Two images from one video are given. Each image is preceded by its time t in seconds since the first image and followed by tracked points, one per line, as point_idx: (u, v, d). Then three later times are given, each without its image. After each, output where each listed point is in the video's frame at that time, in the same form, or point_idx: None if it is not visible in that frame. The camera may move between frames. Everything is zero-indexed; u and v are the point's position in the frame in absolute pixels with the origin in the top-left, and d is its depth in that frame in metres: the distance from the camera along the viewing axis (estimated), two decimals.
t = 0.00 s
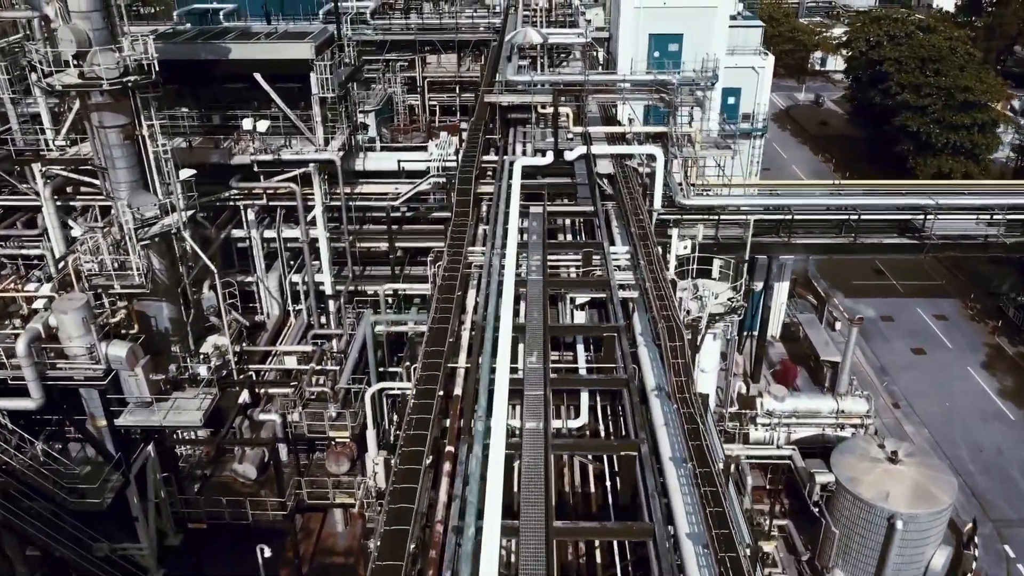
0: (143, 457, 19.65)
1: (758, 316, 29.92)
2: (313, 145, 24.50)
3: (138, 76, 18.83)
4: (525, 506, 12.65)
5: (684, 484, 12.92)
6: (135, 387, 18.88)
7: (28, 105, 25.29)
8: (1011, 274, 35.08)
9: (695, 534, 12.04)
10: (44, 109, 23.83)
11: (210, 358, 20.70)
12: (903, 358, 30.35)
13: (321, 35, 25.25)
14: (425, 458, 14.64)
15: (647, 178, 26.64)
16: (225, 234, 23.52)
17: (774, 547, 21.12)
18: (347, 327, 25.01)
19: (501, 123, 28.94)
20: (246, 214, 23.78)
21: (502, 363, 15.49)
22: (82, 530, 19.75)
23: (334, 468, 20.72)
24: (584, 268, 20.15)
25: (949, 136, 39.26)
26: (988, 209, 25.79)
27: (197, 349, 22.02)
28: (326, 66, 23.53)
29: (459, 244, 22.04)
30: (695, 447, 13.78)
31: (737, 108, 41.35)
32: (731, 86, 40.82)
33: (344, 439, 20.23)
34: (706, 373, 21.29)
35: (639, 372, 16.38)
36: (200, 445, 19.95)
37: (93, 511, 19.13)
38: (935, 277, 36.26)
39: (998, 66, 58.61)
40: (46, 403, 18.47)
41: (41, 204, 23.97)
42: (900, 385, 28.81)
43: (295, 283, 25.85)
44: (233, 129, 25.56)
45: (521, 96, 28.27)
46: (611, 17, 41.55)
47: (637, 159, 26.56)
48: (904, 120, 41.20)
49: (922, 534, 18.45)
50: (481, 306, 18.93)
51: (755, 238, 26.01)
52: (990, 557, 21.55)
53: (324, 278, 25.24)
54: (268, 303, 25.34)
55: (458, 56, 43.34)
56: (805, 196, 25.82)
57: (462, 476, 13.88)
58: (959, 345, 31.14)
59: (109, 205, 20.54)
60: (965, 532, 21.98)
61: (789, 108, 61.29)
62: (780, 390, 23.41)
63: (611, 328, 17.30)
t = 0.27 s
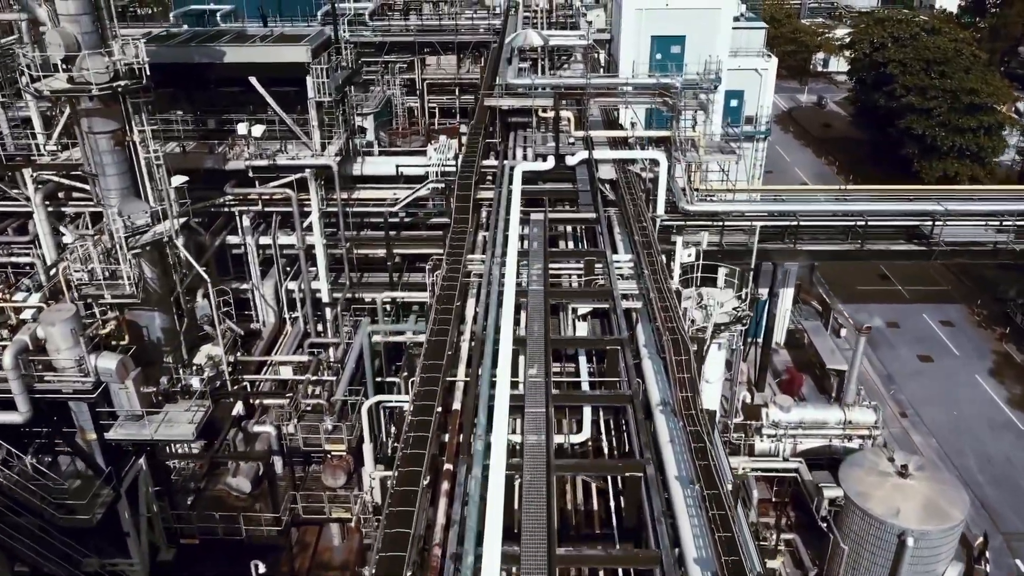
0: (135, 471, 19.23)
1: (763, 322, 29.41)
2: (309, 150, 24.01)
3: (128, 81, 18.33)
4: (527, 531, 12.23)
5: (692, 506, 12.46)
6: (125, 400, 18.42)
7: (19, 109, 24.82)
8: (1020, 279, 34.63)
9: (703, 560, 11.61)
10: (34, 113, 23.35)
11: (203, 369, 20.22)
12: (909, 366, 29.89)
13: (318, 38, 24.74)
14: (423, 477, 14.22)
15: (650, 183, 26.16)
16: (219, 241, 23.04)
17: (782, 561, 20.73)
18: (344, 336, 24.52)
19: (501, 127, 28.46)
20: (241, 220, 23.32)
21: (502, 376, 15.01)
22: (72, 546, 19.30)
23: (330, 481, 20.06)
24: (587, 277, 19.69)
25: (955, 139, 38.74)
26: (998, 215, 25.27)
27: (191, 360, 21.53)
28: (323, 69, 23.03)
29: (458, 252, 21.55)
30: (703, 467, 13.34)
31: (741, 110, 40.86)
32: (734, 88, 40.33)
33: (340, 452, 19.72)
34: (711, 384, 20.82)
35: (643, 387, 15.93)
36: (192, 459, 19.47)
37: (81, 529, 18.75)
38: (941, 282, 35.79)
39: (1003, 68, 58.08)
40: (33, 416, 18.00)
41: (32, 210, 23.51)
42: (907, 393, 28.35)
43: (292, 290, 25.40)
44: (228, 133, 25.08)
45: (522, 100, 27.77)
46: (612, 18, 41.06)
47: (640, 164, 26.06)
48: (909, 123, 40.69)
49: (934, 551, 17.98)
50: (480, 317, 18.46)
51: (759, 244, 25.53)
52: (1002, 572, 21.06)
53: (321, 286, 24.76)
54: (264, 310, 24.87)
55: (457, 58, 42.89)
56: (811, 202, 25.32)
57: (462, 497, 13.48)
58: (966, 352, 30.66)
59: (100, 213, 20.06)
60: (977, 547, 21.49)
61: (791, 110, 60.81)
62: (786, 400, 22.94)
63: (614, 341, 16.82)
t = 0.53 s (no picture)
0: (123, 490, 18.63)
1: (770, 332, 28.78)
2: (304, 158, 23.39)
3: (115, 88, 17.72)
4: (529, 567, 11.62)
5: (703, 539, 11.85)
6: (112, 418, 17.80)
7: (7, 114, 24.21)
8: None
9: None
10: (22, 119, 22.74)
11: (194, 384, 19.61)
12: (918, 376, 29.27)
13: (313, 42, 24.12)
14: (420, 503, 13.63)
15: (653, 191, 25.55)
16: (211, 250, 22.42)
17: None
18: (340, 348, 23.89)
19: (502, 132, 27.84)
20: (234, 230, 22.71)
21: (503, 395, 14.37)
22: (57, 568, 18.68)
23: (325, 500, 19.42)
24: (590, 290, 19.06)
25: (962, 144, 38.07)
26: (1011, 224, 24.64)
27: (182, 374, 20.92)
28: (318, 75, 22.41)
29: (457, 263, 20.94)
30: (713, 496, 12.73)
31: (744, 113, 40.27)
32: (738, 91, 39.74)
33: (335, 471, 19.10)
34: (717, 399, 20.20)
35: (650, 407, 15.31)
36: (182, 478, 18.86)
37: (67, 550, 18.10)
38: (949, 290, 35.17)
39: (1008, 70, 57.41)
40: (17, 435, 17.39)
41: (19, 218, 22.91)
42: (916, 405, 27.73)
43: (286, 300, 24.78)
44: (221, 139, 24.46)
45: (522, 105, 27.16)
46: (614, 20, 40.45)
47: (643, 171, 25.43)
48: (916, 127, 40.04)
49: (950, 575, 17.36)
50: (480, 331, 17.82)
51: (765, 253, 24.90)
52: None
53: (316, 295, 24.12)
54: (258, 321, 24.25)
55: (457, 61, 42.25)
56: (819, 210, 24.70)
57: (460, 527, 12.88)
58: (976, 363, 30.02)
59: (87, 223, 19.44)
60: (992, 567, 20.86)
61: (794, 112, 60.18)
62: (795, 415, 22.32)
63: (619, 359, 16.18)
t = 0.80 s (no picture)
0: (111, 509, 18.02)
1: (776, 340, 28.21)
2: (300, 164, 22.81)
3: (102, 94, 17.14)
4: None
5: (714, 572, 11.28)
6: (99, 436, 17.23)
7: None
8: None
9: None
10: (9, 124, 22.13)
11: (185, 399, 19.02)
12: (926, 386, 28.70)
13: (309, 45, 23.53)
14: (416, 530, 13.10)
15: (657, 198, 24.96)
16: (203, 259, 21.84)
17: None
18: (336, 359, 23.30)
19: (502, 138, 27.25)
20: (228, 239, 22.11)
21: (503, 414, 13.80)
22: None
23: (319, 518, 19.31)
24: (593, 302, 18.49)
25: (969, 148, 37.53)
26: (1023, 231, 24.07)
27: (173, 387, 20.35)
28: (314, 80, 21.79)
29: (456, 274, 20.35)
30: (724, 524, 12.16)
31: (748, 116, 39.67)
32: (741, 94, 39.15)
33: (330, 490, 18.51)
34: (724, 414, 19.61)
35: (656, 427, 14.73)
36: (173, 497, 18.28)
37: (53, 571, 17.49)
38: (956, 297, 34.60)
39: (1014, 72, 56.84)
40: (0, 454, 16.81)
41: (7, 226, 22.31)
42: (925, 416, 27.16)
43: (281, 310, 24.19)
44: (215, 145, 23.88)
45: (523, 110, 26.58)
46: (616, 22, 39.85)
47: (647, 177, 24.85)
48: (922, 131, 39.47)
49: None
50: (479, 346, 17.26)
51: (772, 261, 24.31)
52: None
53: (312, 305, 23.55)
54: (252, 332, 23.64)
55: (457, 63, 41.64)
56: (827, 218, 24.12)
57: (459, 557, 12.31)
58: (985, 372, 29.44)
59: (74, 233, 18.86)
60: None
61: (797, 115, 59.59)
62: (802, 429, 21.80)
63: (624, 376, 15.59)
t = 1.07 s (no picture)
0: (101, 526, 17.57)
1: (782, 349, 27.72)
2: (295, 171, 22.34)
3: (89, 100, 16.67)
4: None
5: None
6: (87, 454, 16.78)
7: None
8: None
9: None
10: None
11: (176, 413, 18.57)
12: (933, 395, 28.22)
13: (305, 49, 23.06)
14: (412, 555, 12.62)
15: (660, 204, 24.50)
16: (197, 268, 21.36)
17: None
18: (333, 369, 22.82)
19: (502, 143, 26.79)
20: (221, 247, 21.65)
21: (504, 432, 13.31)
22: None
23: (314, 535, 18.37)
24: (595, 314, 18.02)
25: (975, 151, 37.06)
26: None
27: (166, 400, 19.88)
28: (311, 84, 21.15)
29: (455, 283, 19.89)
30: (733, 552, 11.69)
31: (750, 119, 39.23)
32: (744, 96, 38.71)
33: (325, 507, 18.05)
34: (730, 428, 19.14)
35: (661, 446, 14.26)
36: (163, 514, 17.82)
37: None
38: (963, 303, 34.14)
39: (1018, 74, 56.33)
40: None
41: None
42: (933, 426, 26.67)
43: (277, 319, 23.73)
44: (209, 151, 23.42)
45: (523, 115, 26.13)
46: (617, 24, 39.39)
47: (649, 184, 24.39)
48: (927, 134, 38.99)
49: None
50: (479, 359, 16.79)
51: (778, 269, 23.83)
52: None
53: (308, 313, 23.08)
54: (247, 341, 23.18)
55: (457, 65, 41.18)
56: (834, 225, 23.64)
57: None
58: (994, 381, 28.93)
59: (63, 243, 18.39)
60: None
61: (800, 117, 59.13)
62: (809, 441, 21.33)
63: (628, 394, 15.12)
